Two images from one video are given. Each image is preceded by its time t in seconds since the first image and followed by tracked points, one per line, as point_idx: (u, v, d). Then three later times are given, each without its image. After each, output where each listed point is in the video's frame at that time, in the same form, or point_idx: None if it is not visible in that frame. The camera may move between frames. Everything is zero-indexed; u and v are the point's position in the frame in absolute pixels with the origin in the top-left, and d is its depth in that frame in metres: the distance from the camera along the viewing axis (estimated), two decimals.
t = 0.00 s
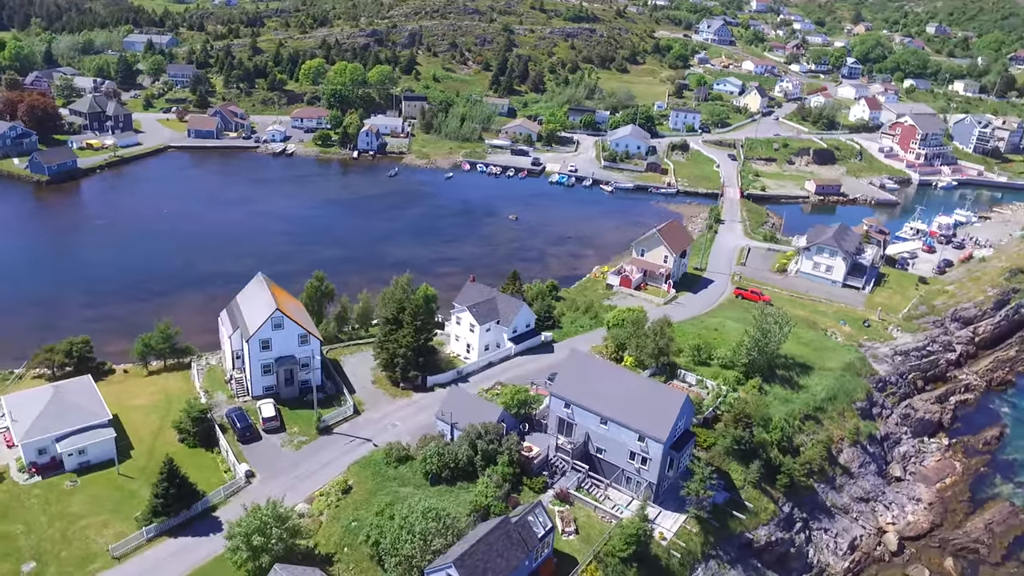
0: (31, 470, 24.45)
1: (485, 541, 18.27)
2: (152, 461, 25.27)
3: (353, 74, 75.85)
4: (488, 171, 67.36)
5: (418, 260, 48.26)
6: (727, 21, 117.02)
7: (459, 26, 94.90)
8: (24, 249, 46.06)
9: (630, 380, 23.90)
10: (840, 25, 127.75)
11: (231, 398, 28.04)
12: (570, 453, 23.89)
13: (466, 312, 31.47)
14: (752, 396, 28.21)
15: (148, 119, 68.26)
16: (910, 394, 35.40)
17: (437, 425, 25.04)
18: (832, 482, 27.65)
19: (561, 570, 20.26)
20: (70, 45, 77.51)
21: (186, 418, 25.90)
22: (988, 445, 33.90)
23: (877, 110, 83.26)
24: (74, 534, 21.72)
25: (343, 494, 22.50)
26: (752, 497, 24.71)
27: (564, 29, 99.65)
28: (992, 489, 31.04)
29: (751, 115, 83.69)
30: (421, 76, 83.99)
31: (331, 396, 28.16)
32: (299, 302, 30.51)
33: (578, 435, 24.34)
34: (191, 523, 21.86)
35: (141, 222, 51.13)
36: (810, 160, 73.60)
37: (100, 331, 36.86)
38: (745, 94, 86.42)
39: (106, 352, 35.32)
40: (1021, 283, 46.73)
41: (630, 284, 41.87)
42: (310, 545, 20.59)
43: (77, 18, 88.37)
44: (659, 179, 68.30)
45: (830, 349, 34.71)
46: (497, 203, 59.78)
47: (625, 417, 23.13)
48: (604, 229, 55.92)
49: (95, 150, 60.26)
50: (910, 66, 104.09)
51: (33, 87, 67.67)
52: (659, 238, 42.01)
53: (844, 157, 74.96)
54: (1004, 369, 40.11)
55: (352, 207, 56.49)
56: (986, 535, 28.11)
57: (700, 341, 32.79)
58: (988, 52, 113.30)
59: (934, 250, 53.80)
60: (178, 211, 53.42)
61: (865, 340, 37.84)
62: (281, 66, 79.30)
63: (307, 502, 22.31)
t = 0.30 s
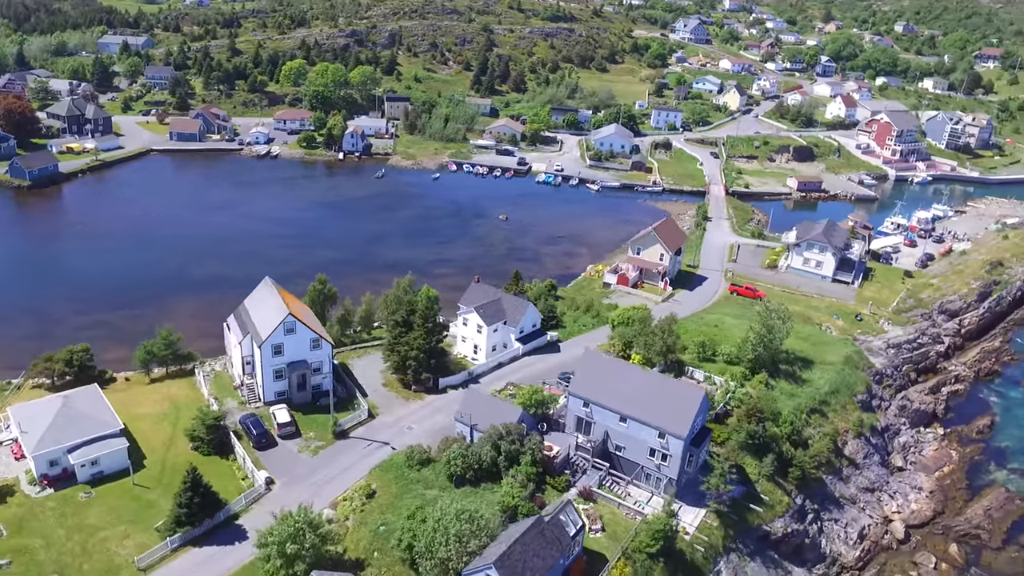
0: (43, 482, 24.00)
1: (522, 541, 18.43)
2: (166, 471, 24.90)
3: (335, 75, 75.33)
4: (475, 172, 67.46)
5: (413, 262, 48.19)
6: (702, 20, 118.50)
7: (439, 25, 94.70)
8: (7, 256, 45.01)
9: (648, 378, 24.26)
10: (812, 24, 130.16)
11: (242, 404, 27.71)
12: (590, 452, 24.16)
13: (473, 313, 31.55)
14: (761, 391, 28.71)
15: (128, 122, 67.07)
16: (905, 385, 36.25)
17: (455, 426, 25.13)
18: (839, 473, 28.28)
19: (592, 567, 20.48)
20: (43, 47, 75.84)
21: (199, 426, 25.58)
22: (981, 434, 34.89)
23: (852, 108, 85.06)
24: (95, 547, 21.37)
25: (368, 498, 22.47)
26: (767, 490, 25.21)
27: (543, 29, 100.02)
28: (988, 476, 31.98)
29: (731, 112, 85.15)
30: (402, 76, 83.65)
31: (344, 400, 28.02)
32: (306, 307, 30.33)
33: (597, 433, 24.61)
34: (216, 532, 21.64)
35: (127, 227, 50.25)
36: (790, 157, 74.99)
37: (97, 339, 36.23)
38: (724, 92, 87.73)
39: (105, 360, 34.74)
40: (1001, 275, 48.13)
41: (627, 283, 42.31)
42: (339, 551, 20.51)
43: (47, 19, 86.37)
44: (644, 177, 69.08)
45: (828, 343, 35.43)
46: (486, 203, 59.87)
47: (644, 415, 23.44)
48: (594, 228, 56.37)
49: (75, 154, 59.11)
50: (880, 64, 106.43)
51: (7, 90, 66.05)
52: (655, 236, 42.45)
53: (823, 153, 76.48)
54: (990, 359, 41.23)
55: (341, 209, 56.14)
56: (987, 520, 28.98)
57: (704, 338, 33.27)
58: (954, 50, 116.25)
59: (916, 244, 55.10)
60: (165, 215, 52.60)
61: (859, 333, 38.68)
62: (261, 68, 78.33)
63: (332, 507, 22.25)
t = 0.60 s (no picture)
0: (60, 493, 23.66)
1: (560, 540, 18.55)
2: (184, 478, 24.68)
3: (320, 76, 74.79)
4: (465, 172, 67.50)
5: (411, 263, 48.11)
6: (681, 19, 119.72)
7: (422, 26, 94.45)
8: None
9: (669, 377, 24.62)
10: (787, 23, 132.21)
11: (257, 409, 27.47)
12: (612, 450, 24.42)
13: (484, 314, 31.64)
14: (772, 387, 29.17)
15: (111, 125, 65.96)
16: (903, 378, 37.02)
17: (477, 427, 25.23)
18: (849, 465, 28.86)
19: (624, 564, 20.71)
20: (19, 49, 74.25)
21: (217, 433, 25.34)
22: (977, 424, 35.79)
23: (832, 106, 86.68)
24: (121, 557, 21.13)
25: (396, 501, 22.47)
26: (784, 483, 25.70)
27: (526, 29, 100.27)
28: (987, 466, 32.86)
29: (714, 111, 86.49)
30: (386, 77, 83.27)
31: (360, 403, 27.95)
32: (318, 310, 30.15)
33: (618, 432, 24.86)
34: (244, 538, 21.46)
35: (117, 230, 49.45)
36: (774, 155, 76.31)
37: (97, 345, 35.64)
38: (707, 91, 88.99)
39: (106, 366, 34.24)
40: (987, 269, 49.39)
41: (628, 281, 42.76)
42: (372, 554, 20.52)
43: (20, 19, 84.46)
44: (633, 176, 69.71)
45: (829, 338, 36.08)
46: (479, 203, 59.94)
47: (666, 412, 23.74)
48: (588, 227, 56.75)
49: (60, 158, 58.06)
50: (856, 62, 108.42)
51: None
52: (654, 235, 42.89)
53: (806, 151, 77.92)
54: (981, 351, 42.23)
55: (334, 211, 55.82)
56: (990, 508, 29.81)
57: (711, 334, 33.70)
58: (926, 48, 118.84)
59: (902, 240, 56.20)
60: (154, 218, 51.84)
61: (856, 328, 39.44)
62: (244, 69, 77.41)
63: (361, 511, 22.21)
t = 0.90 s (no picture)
0: (77, 504, 23.27)
1: (596, 537, 18.79)
2: (202, 486, 24.43)
3: (303, 76, 74.16)
4: (452, 172, 67.47)
5: (406, 264, 48.03)
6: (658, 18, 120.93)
7: (403, 25, 94.11)
8: None
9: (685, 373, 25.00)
10: (761, 22, 134.32)
11: (271, 414, 27.29)
12: (631, 447, 24.70)
13: (492, 315, 31.78)
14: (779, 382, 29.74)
15: (91, 128, 64.81)
16: (898, 370, 37.88)
17: (496, 428, 25.38)
18: (855, 457, 29.52)
19: (653, 560, 21.06)
20: None
21: (233, 440, 25.14)
22: (970, 413, 36.77)
23: (810, 103, 88.35)
24: (145, 568, 20.91)
25: (422, 503, 22.53)
26: (797, 475, 26.26)
27: (506, 28, 100.48)
28: (982, 454, 33.81)
29: (695, 109, 87.75)
30: (369, 77, 82.84)
31: (374, 406, 27.91)
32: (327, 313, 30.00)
33: (635, 428, 25.17)
34: (272, 544, 21.35)
35: (105, 234, 48.63)
36: (756, 152, 77.97)
37: (96, 353, 35.12)
38: (688, 89, 90.30)
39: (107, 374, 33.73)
40: (969, 262, 50.73)
41: (626, 279, 43.28)
42: (403, 557, 20.58)
43: None
44: (619, 175, 70.32)
45: (827, 333, 36.81)
46: (469, 203, 59.97)
47: (685, 409, 24.10)
48: (579, 226, 57.18)
49: (41, 162, 56.95)
50: (830, 60, 110.45)
51: None
52: (650, 233, 43.40)
53: (786, 148, 79.42)
54: (969, 342, 43.33)
55: (325, 213, 55.48)
56: (988, 494, 30.70)
57: (714, 331, 34.21)
58: (896, 46, 121.48)
59: (885, 234, 57.42)
60: (142, 222, 51.08)
61: (850, 322, 40.26)
62: (225, 70, 76.45)
63: (387, 514, 22.22)
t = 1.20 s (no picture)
0: (89, 517, 22.84)
1: (626, 532, 19.08)
2: (217, 493, 24.20)
3: (280, 78, 73.44)
4: (435, 173, 67.37)
5: (397, 266, 47.91)
6: (630, 17, 122.12)
7: (378, 26, 93.61)
8: None
9: (696, 369, 25.50)
10: (730, 21, 136.65)
11: (281, 420, 27.06)
12: (645, 443, 25.08)
13: (496, 315, 31.87)
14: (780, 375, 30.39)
15: (64, 131, 63.50)
16: (887, 361, 38.89)
17: (511, 427, 25.59)
18: (855, 446, 30.33)
19: (676, 553, 21.49)
20: None
21: (247, 447, 24.94)
22: (956, 401, 37.93)
23: (783, 101, 90.21)
24: None
25: (444, 504, 22.63)
26: (804, 466, 26.92)
27: (482, 28, 100.60)
28: (970, 440, 34.95)
29: (671, 107, 89.00)
30: (346, 78, 82.30)
31: (384, 409, 27.92)
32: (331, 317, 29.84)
33: (648, 424, 25.56)
34: (297, 550, 21.24)
35: (87, 240, 47.74)
36: (732, 149, 79.37)
37: (91, 361, 34.57)
38: (663, 88, 91.54)
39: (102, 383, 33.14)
40: (946, 255, 52.24)
41: (619, 277, 43.62)
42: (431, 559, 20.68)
43: None
44: (601, 173, 70.88)
45: (819, 326, 37.66)
46: (455, 204, 59.96)
47: (698, 404, 24.59)
48: (565, 225, 57.62)
49: (16, 167, 55.65)
50: (799, 58, 112.66)
51: None
52: (642, 232, 43.86)
53: (762, 145, 80.97)
54: (950, 332, 44.64)
55: (311, 216, 55.09)
56: (980, 479, 31.77)
57: (713, 326, 34.80)
58: (862, 44, 124.46)
59: (863, 229, 58.85)
60: (124, 227, 50.26)
61: (838, 315, 41.22)
62: (199, 71, 75.33)
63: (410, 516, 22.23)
